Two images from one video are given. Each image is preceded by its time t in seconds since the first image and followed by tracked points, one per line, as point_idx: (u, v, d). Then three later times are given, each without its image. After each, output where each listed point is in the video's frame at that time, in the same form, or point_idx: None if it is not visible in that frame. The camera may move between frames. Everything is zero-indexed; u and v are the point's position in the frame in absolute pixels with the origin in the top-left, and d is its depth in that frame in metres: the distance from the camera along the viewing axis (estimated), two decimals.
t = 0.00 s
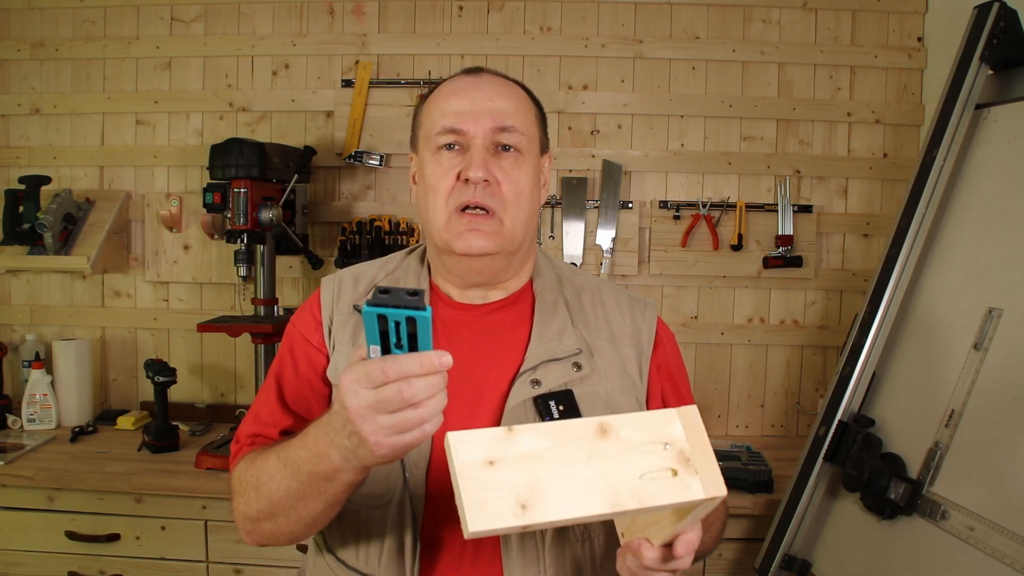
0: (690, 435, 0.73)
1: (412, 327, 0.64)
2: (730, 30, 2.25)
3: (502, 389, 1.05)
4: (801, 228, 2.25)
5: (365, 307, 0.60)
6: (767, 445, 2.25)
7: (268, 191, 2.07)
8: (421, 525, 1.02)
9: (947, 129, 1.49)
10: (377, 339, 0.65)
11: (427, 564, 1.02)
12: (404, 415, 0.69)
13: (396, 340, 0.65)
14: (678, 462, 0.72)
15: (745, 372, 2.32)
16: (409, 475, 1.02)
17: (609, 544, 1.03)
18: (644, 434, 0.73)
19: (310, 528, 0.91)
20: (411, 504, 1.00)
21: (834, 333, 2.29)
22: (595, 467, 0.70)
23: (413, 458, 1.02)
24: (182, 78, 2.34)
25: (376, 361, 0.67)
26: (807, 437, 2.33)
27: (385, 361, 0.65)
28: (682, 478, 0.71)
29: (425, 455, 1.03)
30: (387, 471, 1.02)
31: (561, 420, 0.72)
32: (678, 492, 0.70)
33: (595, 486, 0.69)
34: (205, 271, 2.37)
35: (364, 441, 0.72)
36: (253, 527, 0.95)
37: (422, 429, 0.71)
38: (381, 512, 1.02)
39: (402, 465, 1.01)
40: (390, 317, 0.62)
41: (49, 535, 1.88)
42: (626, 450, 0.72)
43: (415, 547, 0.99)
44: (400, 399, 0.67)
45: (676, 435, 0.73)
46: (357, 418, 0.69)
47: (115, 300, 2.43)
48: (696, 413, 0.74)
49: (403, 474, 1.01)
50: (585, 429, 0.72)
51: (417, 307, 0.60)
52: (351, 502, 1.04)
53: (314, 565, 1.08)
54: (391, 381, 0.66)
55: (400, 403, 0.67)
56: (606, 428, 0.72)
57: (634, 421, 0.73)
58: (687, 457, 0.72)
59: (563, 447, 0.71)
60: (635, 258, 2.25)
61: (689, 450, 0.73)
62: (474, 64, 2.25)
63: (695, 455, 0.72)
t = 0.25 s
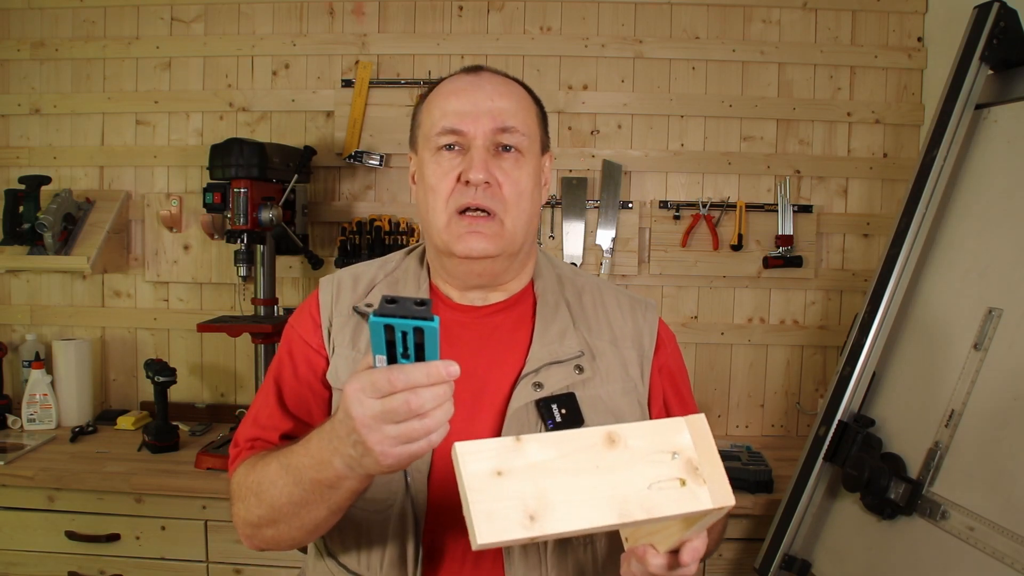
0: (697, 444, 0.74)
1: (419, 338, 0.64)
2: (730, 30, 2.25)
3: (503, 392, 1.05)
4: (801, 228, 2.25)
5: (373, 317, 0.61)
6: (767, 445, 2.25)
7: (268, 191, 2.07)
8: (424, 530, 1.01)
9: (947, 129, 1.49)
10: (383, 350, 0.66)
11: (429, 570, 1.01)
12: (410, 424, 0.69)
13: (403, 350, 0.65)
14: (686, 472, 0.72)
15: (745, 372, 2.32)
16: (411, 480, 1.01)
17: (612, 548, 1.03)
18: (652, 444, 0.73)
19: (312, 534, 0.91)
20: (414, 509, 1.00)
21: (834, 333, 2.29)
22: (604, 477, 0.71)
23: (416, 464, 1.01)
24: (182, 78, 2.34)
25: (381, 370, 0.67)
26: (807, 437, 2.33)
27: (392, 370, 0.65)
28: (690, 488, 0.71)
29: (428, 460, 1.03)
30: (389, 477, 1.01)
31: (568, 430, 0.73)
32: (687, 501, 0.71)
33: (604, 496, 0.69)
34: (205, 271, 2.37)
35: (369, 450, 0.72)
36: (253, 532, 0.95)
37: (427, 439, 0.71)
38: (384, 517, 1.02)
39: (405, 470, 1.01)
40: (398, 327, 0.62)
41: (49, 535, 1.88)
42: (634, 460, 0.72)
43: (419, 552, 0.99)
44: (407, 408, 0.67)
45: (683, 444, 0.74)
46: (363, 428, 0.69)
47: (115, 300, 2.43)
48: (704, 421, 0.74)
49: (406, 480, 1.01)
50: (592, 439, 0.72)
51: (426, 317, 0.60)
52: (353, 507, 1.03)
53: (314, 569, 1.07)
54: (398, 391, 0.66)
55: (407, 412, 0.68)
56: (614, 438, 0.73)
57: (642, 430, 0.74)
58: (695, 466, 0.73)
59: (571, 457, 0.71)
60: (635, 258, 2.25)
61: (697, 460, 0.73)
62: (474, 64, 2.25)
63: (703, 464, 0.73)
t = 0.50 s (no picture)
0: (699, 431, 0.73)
1: (420, 332, 0.63)
2: (730, 30, 2.25)
3: (502, 393, 1.05)
4: (801, 228, 2.25)
5: (373, 313, 0.60)
6: (767, 445, 2.25)
7: (268, 191, 2.07)
8: (424, 532, 1.01)
9: (947, 129, 1.49)
10: (384, 345, 0.65)
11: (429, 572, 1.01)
12: (412, 421, 0.69)
13: (404, 346, 0.65)
14: (689, 458, 0.72)
15: (745, 372, 2.32)
16: (411, 481, 1.01)
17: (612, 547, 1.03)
18: (655, 431, 0.73)
19: (312, 536, 0.91)
20: (414, 511, 1.00)
21: (834, 333, 2.29)
22: (607, 462, 0.70)
23: (416, 465, 1.01)
24: (182, 78, 2.34)
25: (383, 365, 0.67)
26: (807, 437, 2.33)
27: (393, 366, 0.65)
28: (693, 475, 0.71)
29: (427, 462, 1.03)
30: (389, 477, 1.02)
31: (570, 417, 0.72)
32: (690, 487, 0.70)
33: (607, 482, 0.69)
34: (205, 271, 2.37)
35: (371, 447, 0.72)
36: (253, 535, 0.95)
37: (430, 434, 0.71)
38: (384, 518, 1.02)
39: (405, 471, 1.01)
40: (399, 322, 0.61)
41: (49, 535, 1.88)
42: (636, 447, 0.72)
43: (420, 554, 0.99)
44: (409, 404, 0.67)
45: (686, 431, 0.73)
46: (364, 424, 0.69)
47: (115, 300, 2.43)
48: (705, 408, 0.74)
49: (406, 481, 1.01)
50: (595, 425, 0.72)
51: (426, 312, 0.60)
52: (353, 509, 1.03)
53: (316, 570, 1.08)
54: (400, 386, 0.66)
55: (409, 408, 0.68)
56: (616, 424, 0.72)
57: (645, 417, 0.73)
58: (697, 453, 0.72)
59: (573, 443, 0.71)
60: (635, 258, 2.25)
61: (699, 446, 0.73)
62: (474, 64, 2.25)
63: (706, 451, 0.72)
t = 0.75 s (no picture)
0: (691, 446, 0.73)
1: (415, 342, 0.63)
2: (730, 30, 2.25)
3: (501, 393, 1.05)
4: (801, 228, 2.25)
5: (369, 323, 0.61)
6: (767, 445, 2.25)
7: (268, 191, 2.07)
8: (421, 533, 1.02)
9: (947, 129, 1.49)
10: (379, 354, 0.65)
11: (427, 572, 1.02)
12: (407, 429, 0.69)
13: (399, 355, 0.65)
14: (680, 473, 0.72)
15: (745, 372, 2.31)
16: (409, 482, 1.01)
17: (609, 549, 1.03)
18: (646, 446, 0.73)
19: (310, 538, 0.91)
20: (411, 512, 1.00)
21: (834, 333, 2.29)
22: (597, 479, 0.71)
23: (413, 466, 1.01)
24: (182, 78, 2.35)
25: (378, 374, 0.67)
26: (807, 438, 2.32)
27: (388, 376, 0.65)
28: (684, 490, 0.71)
29: (425, 463, 1.03)
30: (387, 479, 1.01)
31: (562, 432, 0.73)
32: (680, 503, 0.71)
33: (597, 498, 0.69)
34: (205, 271, 2.37)
35: (366, 455, 0.72)
36: (252, 536, 0.95)
37: (425, 442, 0.71)
38: (382, 519, 1.01)
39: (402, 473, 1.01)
40: (394, 333, 0.61)
41: (49, 535, 1.88)
42: (627, 462, 0.72)
43: (417, 555, 0.99)
44: (404, 413, 0.67)
45: (677, 445, 0.74)
46: (360, 433, 0.70)
47: (115, 300, 2.43)
48: (698, 422, 0.74)
49: (404, 482, 1.01)
50: (586, 441, 0.72)
51: (421, 323, 0.60)
52: (351, 510, 1.03)
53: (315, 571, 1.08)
54: (395, 396, 0.66)
55: (404, 417, 0.67)
56: (607, 439, 0.72)
57: (636, 432, 0.73)
58: (689, 467, 0.73)
59: (564, 459, 0.71)
60: (635, 258, 2.25)
61: (691, 461, 0.73)
62: (474, 64, 2.25)
63: (697, 465, 0.73)
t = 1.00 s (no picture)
0: (683, 442, 0.73)
1: (408, 341, 0.63)
2: (730, 30, 2.25)
3: (499, 391, 1.05)
4: (801, 228, 2.25)
5: (361, 322, 0.61)
6: (767, 445, 2.25)
7: (268, 191, 2.07)
8: (419, 531, 1.02)
9: (947, 129, 1.49)
10: (373, 353, 0.65)
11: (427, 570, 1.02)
12: (401, 428, 0.69)
13: (393, 353, 0.65)
14: (672, 469, 0.72)
15: (745, 372, 2.32)
16: (407, 480, 1.01)
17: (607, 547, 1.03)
18: (639, 441, 0.73)
19: (309, 537, 0.91)
20: (410, 510, 1.00)
21: (834, 333, 2.29)
22: (589, 474, 0.71)
23: (411, 464, 1.02)
24: (182, 78, 2.34)
25: (372, 373, 0.67)
26: (807, 438, 2.33)
27: (381, 374, 0.65)
28: (676, 486, 0.72)
29: (423, 461, 1.03)
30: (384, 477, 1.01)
31: (554, 427, 0.73)
32: (672, 499, 0.71)
33: (588, 493, 0.70)
34: (205, 271, 2.37)
35: (361, 453, 0.72)
36: (252, 536, 0.95)
37: (420, 441, 0.71)
38: (380, 517, 1.01)
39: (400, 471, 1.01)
40: (387, 331, 0.62)
41: (49, 535, 1.88)
42: (619, 457, 0.72)
43: (416, 552, 1.00)
44: (397, 412, 0.67)
45: (670, 441, 0.74)
46: (355, 431, 0.70)
47: (115, 300, 2.43)
48: (691, 418, 0.74)
49: (402, 480, 1.01)
50: (578, 435, 0.72)
51: (414, 321, 0.60)
52: (349, 509, 1.03)
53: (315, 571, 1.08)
54: (388, 394, 0.67)
55: (397, 416, 0.68)
56: (599, 434, 0.72)
57: (629, 427, 0.73)
58: (681, 464, 0.73)
59: (555, 453, 0.71)
60: (635, 258, 2.25)
61: (683, 457, 0.73)
62: (474, 64, 2.25)
63: (689, 462, 0.73)
